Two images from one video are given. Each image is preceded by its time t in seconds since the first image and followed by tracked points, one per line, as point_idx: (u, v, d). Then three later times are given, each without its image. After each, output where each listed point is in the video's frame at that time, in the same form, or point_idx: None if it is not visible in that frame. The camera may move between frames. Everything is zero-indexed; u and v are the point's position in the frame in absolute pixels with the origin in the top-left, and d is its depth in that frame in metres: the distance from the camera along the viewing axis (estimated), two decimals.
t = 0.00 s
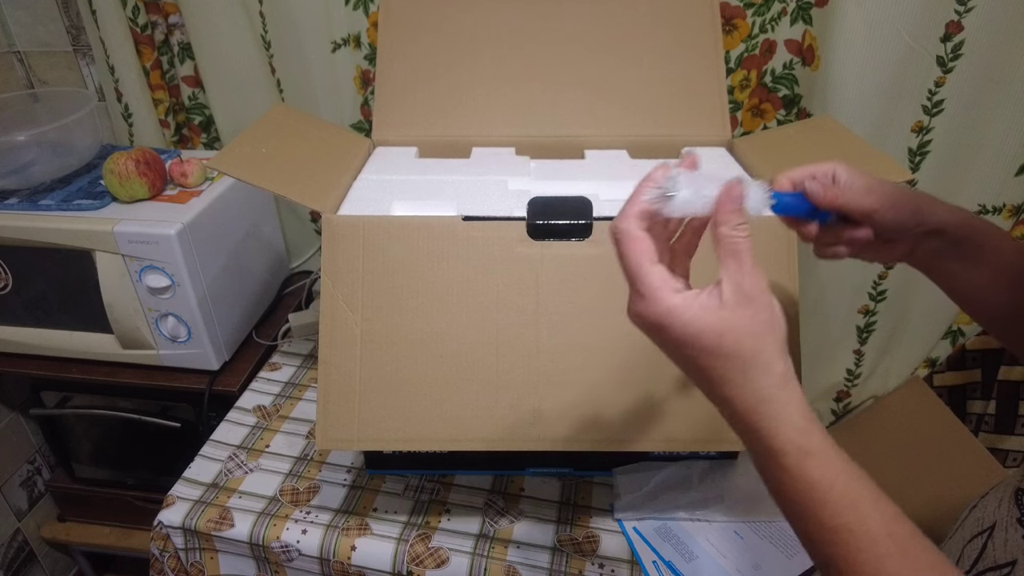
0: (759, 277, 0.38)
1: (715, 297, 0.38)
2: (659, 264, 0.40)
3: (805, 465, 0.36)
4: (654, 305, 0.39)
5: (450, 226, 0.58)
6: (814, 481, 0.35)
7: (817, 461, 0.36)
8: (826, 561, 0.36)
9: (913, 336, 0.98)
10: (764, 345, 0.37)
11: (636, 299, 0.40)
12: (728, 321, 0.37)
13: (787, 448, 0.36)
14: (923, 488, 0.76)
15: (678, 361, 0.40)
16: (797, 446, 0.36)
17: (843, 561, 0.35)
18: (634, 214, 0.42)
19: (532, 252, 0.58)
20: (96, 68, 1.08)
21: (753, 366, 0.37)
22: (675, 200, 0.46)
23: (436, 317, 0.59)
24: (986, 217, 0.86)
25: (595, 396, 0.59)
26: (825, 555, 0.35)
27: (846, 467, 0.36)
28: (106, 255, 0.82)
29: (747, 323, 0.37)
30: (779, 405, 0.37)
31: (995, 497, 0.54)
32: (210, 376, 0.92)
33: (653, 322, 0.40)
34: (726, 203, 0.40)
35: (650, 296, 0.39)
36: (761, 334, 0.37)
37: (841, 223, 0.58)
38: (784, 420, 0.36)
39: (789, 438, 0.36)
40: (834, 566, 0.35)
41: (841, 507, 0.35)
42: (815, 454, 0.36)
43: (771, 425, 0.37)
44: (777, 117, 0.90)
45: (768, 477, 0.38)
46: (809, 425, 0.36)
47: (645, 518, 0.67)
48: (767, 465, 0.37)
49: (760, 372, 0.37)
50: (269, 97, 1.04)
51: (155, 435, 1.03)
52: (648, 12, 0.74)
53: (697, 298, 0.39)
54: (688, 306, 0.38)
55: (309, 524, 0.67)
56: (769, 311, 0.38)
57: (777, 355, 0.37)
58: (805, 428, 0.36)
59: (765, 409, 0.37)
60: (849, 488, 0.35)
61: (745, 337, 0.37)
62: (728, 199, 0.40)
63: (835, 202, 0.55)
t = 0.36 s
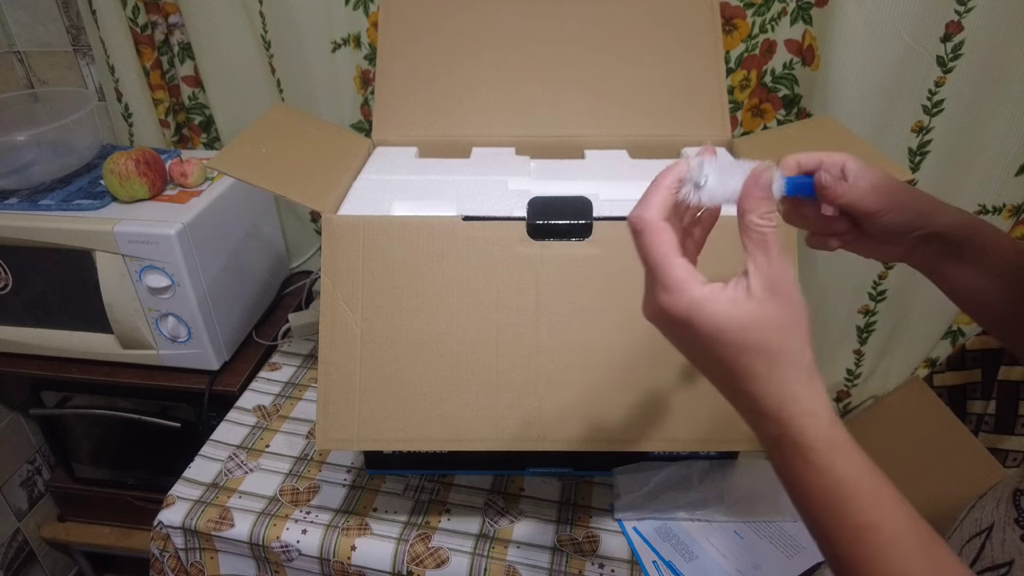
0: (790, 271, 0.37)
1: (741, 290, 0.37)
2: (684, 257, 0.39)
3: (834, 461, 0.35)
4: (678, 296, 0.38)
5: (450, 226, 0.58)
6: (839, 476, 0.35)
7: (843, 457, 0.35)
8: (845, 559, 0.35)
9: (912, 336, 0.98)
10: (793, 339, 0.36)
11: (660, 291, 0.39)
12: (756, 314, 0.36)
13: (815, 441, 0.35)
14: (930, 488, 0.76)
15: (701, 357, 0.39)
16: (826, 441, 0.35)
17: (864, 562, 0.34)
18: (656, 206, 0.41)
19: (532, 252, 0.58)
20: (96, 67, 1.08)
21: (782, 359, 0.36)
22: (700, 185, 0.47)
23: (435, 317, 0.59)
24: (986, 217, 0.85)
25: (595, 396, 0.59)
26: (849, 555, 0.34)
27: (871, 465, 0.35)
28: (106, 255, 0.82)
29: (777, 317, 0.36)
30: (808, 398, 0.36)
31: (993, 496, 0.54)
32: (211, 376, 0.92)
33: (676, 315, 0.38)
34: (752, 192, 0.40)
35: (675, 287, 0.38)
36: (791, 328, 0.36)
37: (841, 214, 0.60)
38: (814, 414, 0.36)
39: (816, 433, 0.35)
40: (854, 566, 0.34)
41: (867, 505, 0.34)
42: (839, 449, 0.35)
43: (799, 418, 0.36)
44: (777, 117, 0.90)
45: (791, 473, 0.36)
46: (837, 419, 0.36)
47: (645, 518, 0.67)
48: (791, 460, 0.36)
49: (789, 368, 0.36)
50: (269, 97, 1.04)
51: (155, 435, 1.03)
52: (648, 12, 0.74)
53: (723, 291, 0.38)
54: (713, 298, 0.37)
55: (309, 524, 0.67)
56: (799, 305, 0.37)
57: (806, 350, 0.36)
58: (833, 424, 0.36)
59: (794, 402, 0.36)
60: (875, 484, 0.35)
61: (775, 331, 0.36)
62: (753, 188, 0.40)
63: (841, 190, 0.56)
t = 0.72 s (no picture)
0: (787, 278, 0.37)
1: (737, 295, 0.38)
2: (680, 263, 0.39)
3: (838, 458, 0.36)
4: (676, 304, 0.38)
5: (450, 226, 0.58)
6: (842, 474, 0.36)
7: (847, 455, 0.36)
8: (848, 555, 0.36)
9: (912, 336, 0.98)
10: (791, 340, 0.37)
11: (657, 298, 0.39)
12: (753, 321, 0.37)
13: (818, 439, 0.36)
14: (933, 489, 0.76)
15: (700, 357, 0.40)
16: (828, 438, 0.36)
17: (868, 558, 0.35)
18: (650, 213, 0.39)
19: (532, 252, 0.58)
20: (96, 67, 1.08)
21: (781, 361, 0.37)
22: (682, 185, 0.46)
23: (435, 317, 0.59)
24: (986, 217, 0.85)
25: (594, 396, 0.59)
26: (853, 551, 0.36)
27: (875, 462, 0.36)
28: (106, 255, 0.82)
29: (772, 322, 0.36)
30: (811, 396, 0.37)
31: (995, 497, 0.54)
32: (211, 376, 0.92)
33: (674, 321, 0.39)
34: (723, 197, 0.38)
35: (673, 297, 0.38)
36: (787, 331, 0.37)
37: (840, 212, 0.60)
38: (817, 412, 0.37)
39: (820, 430, 0.37)
40: (859, 563, 0.35)
41: (871, 502, 0.35)
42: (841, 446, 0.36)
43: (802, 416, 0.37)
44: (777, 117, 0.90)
45: (795, 472, 0.38)
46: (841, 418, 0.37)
47: (645, 518, 0.67)
48: (795, 458, 0.37)
49: (787, 371, 0.37)
50: (269, 97, 1.04)
51: (155, 435, 1.03)
52: (648, 12, 0.74)
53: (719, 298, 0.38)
54: (710, 305, 0.38)
55: (309, 524, 0.67)
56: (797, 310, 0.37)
57: (805, 352, 0.37)
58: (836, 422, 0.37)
59: (796, 402, 0.37)
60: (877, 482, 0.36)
61: (773, 337, 0.37)
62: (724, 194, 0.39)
63: (840, 180, 0.57)
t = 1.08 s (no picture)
0: (748, 275, 0.37)
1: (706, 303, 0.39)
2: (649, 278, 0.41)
3: (821, 458, 0.36)
4: (645, 317, 0.39)
5: (450, 226, 0.58)
6: (827, 474, 0.36)
7: (831, 455, 0.36)
8: (841, 558, 0.36)
9: (911, 336, 0.97)
10: (762, 343, 0.37)
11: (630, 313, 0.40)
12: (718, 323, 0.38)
13: (800, 440, 0.36)
14: (927, 489, 0.76)
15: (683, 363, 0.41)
16: (811, 440, 0.36)
17: (856, 556, 0.35)
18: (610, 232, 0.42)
19: (533, 252, 0.58)
20: (96, 67, 1.08)
21: (752, 363, 0.37)
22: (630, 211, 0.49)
23: (436, 317, 0.59)
24: (986, 217, 0.85)
25: (594, 396, 0.59)
26: (846, 552, 0.35)
27: (864, 464, 0.36)
28: (106, 255, 0.82)
29: (739, 326, 0.37)
30: (790, 397, 0.37)
31: (995, 497, 0.54)
32: (210, 376, 0.92)
33: (646, 333, 0.40)
34: (690, 207, 0.39)
35: (642, 311, 0.39)
36: (757, 334, 0.37)
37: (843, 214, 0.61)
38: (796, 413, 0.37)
39: (804, 433, 0.36)
40: (851, 564, 0.35)
41: (856, 503, 0.35)
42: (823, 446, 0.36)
43: (782, 418, 0.37)
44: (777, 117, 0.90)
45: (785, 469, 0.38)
46: (826, 419, 0.37)
47: (645, 518, 0.67)
48: (783, 456, 0.37)
49: (762, 365, 0.37)
50: (269, 97, 1.04)
51: (155, 435, 1.03)
52: (648, 12, 0.74)
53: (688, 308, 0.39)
54: (678, 314, 0.39)
55: (309, 524, 0.67)
56: (765, 304, 0.37)
57: (778, 344, 0.37)
58: (821, 423, 0.37)
59: (779, 401, 0.37)
60: (865, 482, 0.35)
61: (741, 334, 0.37)
62: (693, 204, 0.39)
63: (836, 194, 0.55)
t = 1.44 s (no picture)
0: (729, 277, 0.39)
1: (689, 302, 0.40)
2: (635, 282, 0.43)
3: (803, 465, 0.36)
4: (630, 310, 0.41)
5: (450, 226, 0.58)
6: (812, 481, 0.36)
7: (815, 461, 0.36)
8: (829, 563, 0.36)
9: (911, 337, 0.97)
10: (741, 342, 0.37)
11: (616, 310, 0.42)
12: (698, 320, 0.39)
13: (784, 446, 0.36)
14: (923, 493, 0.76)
15: (665, 367, 0.41)
16: (794, 447, 0.36)
17: (843, 564, 0.35)
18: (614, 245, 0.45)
19: (533, 252, 0.58)
20: (96, 67, 1.08)
21: (734, 361, 0.37)
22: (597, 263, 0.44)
23: (436, 317, 0.59)
24: (986, 217, 0.86)
25: (594, 395, 0.59)
26: (832, 558, 0.35)
27: (848, 471, 0.36)
28: (106, 255, 0.82)
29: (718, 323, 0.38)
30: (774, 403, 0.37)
31: (995, 498, 0.54)
32: (210, 376, 0.92)
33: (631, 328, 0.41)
34: (674, 222, 0.42)
35: (627, 305, 0.41)
36: (735, 331, 0.38)
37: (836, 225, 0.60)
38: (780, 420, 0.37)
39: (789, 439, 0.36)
40: (839, 569, 0.35)
41: (843, 512, 0.35)
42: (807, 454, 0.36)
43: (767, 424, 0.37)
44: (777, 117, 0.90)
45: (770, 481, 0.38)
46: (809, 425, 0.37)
47: (645, 518, 0.67)
48: (766, 465, 0.38)
49: (743, 366, 0.37)
50: (269, 97, 1.04)
51: (155, 435, 1.03)
52: (648, 12, 0.74)
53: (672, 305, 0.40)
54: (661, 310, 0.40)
55: (309, 524, 0.67)
56: (744, 303, 0.38)
57: (757, 344, 0.37)
58: (804, 430, 0.37)
59: (760, 406, 0.37)
60: (848, 490, 0.35)
61: (719, 331, 0.38)
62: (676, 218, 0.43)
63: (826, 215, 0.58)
